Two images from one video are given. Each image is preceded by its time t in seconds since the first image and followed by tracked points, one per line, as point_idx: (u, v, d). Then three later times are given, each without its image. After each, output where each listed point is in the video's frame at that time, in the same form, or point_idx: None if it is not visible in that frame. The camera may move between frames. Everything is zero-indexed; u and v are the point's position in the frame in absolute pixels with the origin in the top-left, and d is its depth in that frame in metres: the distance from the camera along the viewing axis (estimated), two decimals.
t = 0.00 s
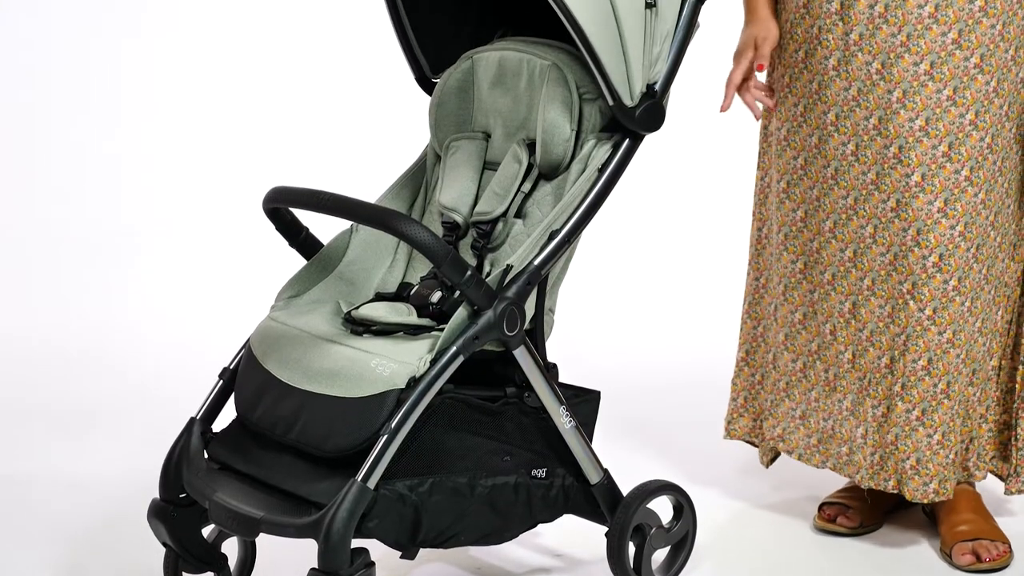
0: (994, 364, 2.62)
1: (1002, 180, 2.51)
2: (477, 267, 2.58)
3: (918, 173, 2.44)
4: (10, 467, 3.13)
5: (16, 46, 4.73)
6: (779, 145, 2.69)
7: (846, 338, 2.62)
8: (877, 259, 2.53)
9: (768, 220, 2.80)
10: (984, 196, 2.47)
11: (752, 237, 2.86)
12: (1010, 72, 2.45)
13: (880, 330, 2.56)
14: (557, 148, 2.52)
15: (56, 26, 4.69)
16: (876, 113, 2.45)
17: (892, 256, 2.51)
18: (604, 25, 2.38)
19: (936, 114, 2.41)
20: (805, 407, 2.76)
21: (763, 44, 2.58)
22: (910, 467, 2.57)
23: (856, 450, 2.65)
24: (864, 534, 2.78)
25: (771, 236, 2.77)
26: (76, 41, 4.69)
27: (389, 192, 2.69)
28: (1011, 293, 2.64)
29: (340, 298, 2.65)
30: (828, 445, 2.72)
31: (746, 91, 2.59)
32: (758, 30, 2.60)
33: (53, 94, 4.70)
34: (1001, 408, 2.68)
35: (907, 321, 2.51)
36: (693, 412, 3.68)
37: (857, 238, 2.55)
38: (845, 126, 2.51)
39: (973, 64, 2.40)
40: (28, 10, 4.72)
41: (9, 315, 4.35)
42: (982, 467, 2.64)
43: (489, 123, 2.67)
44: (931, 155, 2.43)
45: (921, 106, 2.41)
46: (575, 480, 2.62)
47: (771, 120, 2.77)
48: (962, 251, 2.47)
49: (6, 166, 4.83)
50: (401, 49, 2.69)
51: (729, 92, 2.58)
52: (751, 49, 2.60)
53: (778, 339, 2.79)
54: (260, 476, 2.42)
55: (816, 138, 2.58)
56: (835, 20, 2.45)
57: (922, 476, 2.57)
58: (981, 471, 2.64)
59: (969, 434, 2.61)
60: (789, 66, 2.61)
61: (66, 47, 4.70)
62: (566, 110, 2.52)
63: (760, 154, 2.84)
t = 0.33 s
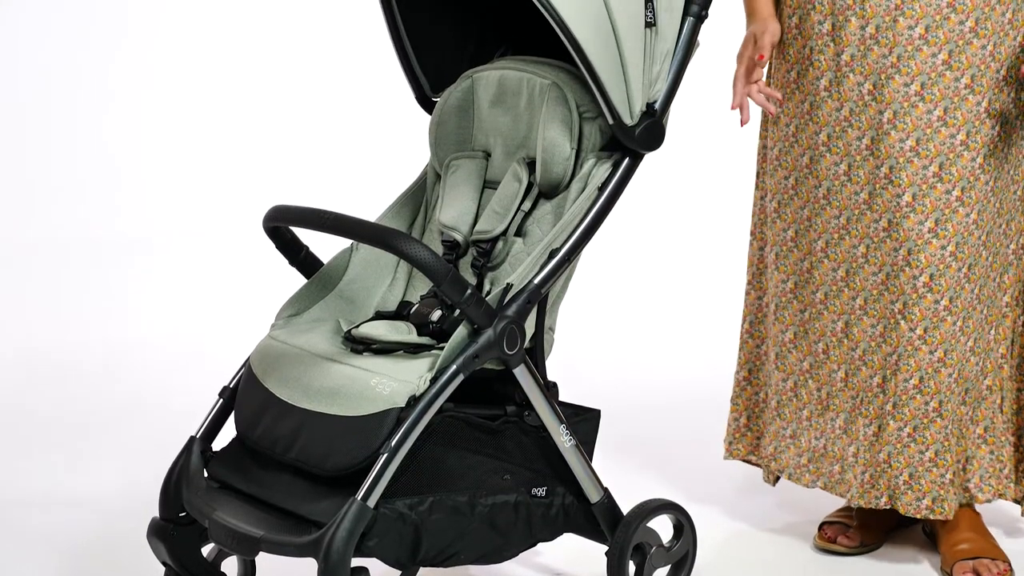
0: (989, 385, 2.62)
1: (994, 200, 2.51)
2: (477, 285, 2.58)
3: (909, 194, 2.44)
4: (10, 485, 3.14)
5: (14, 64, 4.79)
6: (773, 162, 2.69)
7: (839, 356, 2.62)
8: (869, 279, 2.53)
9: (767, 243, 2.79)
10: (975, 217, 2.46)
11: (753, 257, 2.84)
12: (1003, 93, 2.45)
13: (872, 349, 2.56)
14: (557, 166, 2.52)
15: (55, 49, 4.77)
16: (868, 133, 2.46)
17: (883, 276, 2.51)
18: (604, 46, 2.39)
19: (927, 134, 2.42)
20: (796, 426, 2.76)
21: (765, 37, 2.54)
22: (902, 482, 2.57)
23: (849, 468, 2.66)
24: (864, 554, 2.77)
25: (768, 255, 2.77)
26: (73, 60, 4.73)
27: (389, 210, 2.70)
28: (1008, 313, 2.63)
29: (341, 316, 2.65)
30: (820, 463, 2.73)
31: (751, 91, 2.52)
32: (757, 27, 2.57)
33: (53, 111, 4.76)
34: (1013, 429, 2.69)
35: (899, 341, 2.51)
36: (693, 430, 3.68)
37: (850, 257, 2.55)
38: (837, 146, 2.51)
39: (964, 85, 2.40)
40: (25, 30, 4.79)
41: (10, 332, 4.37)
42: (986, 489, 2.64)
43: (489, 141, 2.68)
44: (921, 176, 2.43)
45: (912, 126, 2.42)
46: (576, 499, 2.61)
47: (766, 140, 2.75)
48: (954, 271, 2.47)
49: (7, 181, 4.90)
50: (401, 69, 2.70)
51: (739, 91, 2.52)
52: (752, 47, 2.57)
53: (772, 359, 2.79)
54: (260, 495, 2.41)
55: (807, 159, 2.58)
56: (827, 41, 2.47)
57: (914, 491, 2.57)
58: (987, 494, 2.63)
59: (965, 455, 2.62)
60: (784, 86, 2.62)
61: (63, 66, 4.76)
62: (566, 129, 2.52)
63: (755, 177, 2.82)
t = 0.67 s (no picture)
0: (1013, 408, 2.63)
1: (1002, 221, 2.51)
2: (477, 304, 2.58)
3: (910, 216, 2.44)
4: (9, 505, 3.13)
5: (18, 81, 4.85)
6: (777, 184, 2.69)
7: (837, 380, 2.60)
8: (868, 301, 2.52)
9: (770, 264, 2.80)
10: (978, 237, 2.47)
11: (756, 278, 2.85)
12: (1004, 112, 2.46)
13: (873, 372, 2.55)
14: (557, 186, 2.53)
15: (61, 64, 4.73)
16: (866, 155, 2.46)
17: (884, 297, 2.50)
18: (604, 66, 2.40)
19: (927, 155, 2.42)
20: (798, 450, 2.73)
21: (778, 60, 2.52)
22: (909, 504, 2.57)
23: (847, 493, 2.62)
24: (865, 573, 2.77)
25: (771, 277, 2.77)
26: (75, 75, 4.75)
27: (389, 229, 2.70)
28: None
29: (340, 335, 2.65)
30: (817, 488, 2.69)
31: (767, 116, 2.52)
32: (769, 48, 2.55)
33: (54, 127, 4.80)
34: None
35: (905, 361, 2.51)
36: (693, 451, 3.67)
37: (848, 279, 2.54)
38: (836, 168, 2.51)
39: (962, 105, 2.42)
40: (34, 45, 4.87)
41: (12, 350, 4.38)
42: (1018, 514, 2.63)
43: (489, 160, 2.68)
44: (922, 197, 2.43)
45: (912, 148, 2.42)
46: (576, 517, 2.60)
47: (770, 161, 2.77)
48: (959, 291, 2.48)
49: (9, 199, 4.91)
50: (401, 86, 2.70)
51: (758, 114, 2.52)
52: (767, 69, 2.55)
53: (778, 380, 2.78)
54: (260, 513, 2.41)
55: (806, 181, 2.58)
56: (824, 62, 2.48)
57: (921, 512, 2.58)
58: (1018, 519, 2.63)
59: (995, 480, 2.61)
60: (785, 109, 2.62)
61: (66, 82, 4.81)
62: (566, 148, 2.53)
63: (759, 197, 2.83)
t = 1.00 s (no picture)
0: None
1: (1016, 239, 2.50)
2: (477, 322, 2.58)
3: (919, 234, 2.44)
4: (10, 523, 3.13)
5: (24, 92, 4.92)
6: (783, 206, 2.71)
7: (844, 404, 2.59)
8: (874, 322, 2.51)
9: (775, 283, 2.79)
10: (988, 254, 2.47)
11: (760, 300, 2.84)
12: (1014, 129, 2.45)
13: (881, 396, 2.54)
14: (557, 204, 2.53)
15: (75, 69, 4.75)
16: (873, 175, 2.46)
17: (891, 319, 2.50)
18: (604, 85, 2.40)
19: (934, 174, 2.42)
20: (805, 474, 2.73)
21: (783, 73, 2.54)
22: (924, 529, 2.57)
23: (858, 519, 2.62)
24: None
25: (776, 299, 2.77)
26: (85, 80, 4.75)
27: (389, 248, 2.71)
28: None
29: (340, 352, 2.65)
30: (827, 514, 2.67)
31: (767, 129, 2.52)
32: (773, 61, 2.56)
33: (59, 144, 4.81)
34: None
35: (915, 382, 2.51)
36: (696, 470, 3.67)
37: (853, 301, 2.53)
38: (840, 189, 2.51)
39: (970, 123, 2.41)
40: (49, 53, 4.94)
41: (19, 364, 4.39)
42: None
43: (489, 178, 2.69)
44: (931, 216, 2.43)
45: (920, 167, 2.42)
46: (576, 536, 2.60)
47: (775, 181, 2.77)
48: (969, 309, 2.47)
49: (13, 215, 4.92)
50: (401, 103, 2.71)
51: (758, 128, 2.52)
52: (771, 81, 2.55)
53: (786, 403, 2.77)
54: (259, 531, 2.40)
55: (810, 203, 2.58)
56: (829, 82, 2.48)
57: (937, 538, 2.57)
58: None
59: (1015, 501, 2.61)
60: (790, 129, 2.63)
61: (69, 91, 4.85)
62: (566, 165, 2.53)
63: (764, 217, 2.84)
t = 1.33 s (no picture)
0: None
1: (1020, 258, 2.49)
2: (477, 338, 2.58)
3: (922, 253, 2.44)
4: (8, 540, 3.12)
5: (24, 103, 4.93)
6: (784, 225, 2.71)
7: (844, 425, 2.58)
8: (877, 342, 2.51)
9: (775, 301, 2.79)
10: (991, 273, 2.46)
11: (762, 316, 2.84)
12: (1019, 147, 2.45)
13: (882, 416, 2.53)
14: (557, 221, 2.53)
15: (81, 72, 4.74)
16: (875, 195, 2.46)
17: (894, 338, 2.49)
18: (604, 103, 2.40)
19: (938, 193, 2.42)
20: (802, 495, 2.73)
21: (784, 101, 2.53)
22: (926, 550, 2.57)
23: (859, 540, 2.62)
24: None
25: (776, 318, 2.78)
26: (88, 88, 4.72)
27: (389, 264, 2.71)
28: None
29: (340, 369, 2.65)
30: (824, 536, 2.69)
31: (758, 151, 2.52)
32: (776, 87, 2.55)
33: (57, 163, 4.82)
34: None
35: (917, 402, 2.51)
36: (695, 487, 3.66)
37: (854, 321, 2.53)
38: (842, 209, 2.51)
39: (973, 142, 2.41)
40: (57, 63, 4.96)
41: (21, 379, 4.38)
42: None
43: (489, 196, 2.70)
44: (934, 235, 2.43)
45: (923, 186, 2.42)
46: (576, 553, 2.59)
47: (776, 201, 2.77)
48: (972, 328, 2.47)
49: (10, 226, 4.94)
50: (401, 120, 2.72)
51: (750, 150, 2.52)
52: (771, 107, 2.54)
53: (783, 424, 2.78)
54: (258, 548, 2.40)
55: (812, 222, 2.58)
56: (831, 101, 2.48)
57: (939, 559, 2.57)
58: None
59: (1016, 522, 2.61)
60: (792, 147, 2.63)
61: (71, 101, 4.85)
62: (566, 183, 2.53)
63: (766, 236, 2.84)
